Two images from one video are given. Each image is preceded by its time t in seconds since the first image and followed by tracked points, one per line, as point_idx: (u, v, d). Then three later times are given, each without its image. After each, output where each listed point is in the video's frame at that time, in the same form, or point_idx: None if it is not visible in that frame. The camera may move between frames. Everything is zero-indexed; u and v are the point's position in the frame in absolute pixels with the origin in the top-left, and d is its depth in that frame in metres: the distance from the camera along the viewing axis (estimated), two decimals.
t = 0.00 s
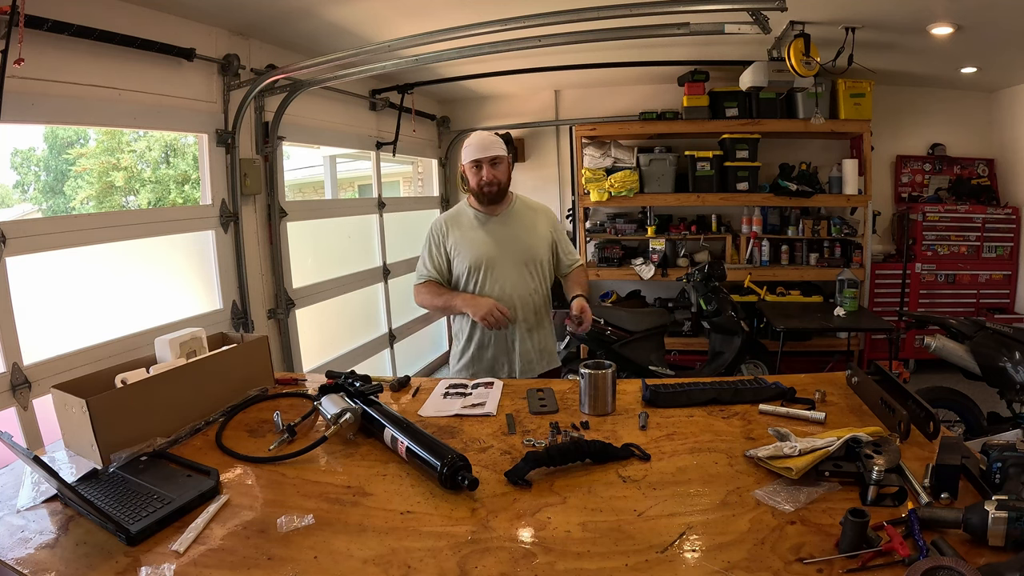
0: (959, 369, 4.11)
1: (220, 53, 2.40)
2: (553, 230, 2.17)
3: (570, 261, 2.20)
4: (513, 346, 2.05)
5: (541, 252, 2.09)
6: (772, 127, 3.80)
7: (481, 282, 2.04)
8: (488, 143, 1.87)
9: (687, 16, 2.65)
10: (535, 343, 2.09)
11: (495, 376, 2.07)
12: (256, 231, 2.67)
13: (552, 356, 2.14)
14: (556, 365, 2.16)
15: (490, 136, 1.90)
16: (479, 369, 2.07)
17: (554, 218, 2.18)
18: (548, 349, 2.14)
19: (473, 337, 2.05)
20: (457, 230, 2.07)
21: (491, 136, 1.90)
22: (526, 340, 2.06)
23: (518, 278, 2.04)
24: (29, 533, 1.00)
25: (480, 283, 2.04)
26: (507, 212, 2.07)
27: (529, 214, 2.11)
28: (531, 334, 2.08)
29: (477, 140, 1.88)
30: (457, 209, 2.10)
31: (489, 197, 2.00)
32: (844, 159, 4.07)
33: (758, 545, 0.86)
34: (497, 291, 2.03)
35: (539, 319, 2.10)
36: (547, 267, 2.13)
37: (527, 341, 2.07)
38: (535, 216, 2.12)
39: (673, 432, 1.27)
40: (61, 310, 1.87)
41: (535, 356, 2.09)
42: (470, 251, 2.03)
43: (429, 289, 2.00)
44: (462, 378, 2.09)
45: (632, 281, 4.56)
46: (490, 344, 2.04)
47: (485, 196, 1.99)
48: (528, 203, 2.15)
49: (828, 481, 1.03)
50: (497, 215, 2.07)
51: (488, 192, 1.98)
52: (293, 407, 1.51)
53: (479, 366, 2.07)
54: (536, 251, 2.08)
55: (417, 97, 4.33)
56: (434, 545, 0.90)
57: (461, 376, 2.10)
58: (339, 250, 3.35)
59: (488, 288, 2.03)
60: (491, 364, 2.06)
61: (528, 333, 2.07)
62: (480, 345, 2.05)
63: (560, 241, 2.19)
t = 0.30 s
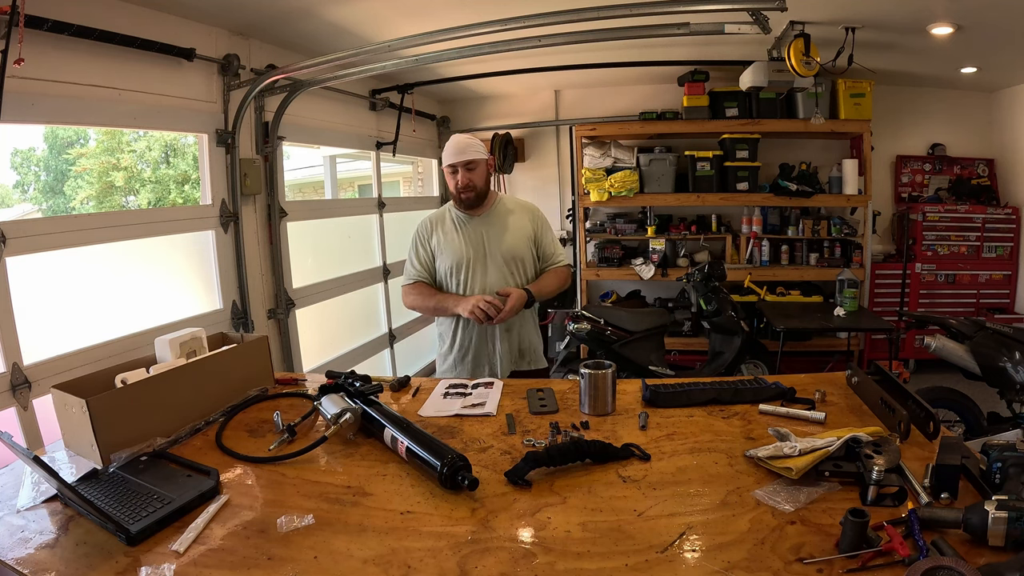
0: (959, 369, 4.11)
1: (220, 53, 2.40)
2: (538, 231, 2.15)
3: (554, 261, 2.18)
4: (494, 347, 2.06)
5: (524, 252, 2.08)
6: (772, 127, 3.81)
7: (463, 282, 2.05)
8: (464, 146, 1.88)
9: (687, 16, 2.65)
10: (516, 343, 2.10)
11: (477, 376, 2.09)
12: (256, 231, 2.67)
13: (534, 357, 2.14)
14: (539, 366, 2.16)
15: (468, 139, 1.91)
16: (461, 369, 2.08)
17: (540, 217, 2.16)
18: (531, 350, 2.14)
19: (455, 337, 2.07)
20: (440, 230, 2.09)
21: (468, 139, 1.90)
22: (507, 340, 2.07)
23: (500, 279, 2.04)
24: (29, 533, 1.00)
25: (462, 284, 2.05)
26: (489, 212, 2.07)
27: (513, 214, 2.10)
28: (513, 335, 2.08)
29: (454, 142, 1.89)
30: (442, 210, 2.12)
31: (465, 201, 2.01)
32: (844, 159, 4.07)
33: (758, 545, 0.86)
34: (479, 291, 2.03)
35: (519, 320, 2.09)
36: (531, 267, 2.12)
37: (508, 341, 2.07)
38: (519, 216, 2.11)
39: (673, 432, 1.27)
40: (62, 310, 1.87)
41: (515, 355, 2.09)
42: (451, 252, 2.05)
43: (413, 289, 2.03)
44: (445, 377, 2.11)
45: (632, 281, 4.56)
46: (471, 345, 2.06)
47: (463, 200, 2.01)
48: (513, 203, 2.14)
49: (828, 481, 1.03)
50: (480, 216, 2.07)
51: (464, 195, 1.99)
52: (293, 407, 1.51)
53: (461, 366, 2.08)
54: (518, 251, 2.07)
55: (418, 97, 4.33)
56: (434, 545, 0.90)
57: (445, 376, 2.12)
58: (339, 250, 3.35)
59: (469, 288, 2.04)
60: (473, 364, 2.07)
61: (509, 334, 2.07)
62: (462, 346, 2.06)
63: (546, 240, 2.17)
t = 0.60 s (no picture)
0: (959, 369, 4.11)
1: (220, 53, 2.40)
2: (535, 231, 2.14)
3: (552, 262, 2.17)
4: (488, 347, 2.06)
5: (519, 252, 2.07)
6: (772, 127, 3.81)
7: (458, 281, 2.06)
8: (461, 147, 1.90)
9: (686, 16, 2.65)
10: (511, 345, 2.08)
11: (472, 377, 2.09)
12: (256, 231, 2.67)
13: (530, 359, 2.12)
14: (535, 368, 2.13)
15: (466, 140, 1.92)
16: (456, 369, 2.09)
17: (537, 217, 2.15)
18: (526, 352, 2.11)
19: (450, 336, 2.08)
20: (436, 230, 2.11)
21: (465, 140, 1.91)
22: (501, 341, 2.05)
23: (494, 278, 2.04)
24: (29, 533, 1.00)
25: (457, 283, 2.06)
26: (486, 213, 2.07)
27: (509, 213, 2.10)
28: (508, 336, 2.07)
29: (451, 142, 1.91)
30: (440, 210, 2.15)
31: (461, 201, 2.02)
32: (844, 159, 4.07)
33: (758, 545, 0.86)
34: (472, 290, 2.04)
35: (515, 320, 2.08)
36: (527, 267, 2.10)
37: (502, 342, 2.06)
38: (515, 216, 2.10)
39: (673, 432, 1.27)
40: (61, 310, 1.87)
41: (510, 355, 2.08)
42: (445, 251, 2.06)
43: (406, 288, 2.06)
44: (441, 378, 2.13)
45: (632, 281, 4.56)
46: (465, 345, 2.06)
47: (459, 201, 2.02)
48: (511, 204, 2.14)
49: (828, 481, 1.03)
50: (476, 215, 2.07)
51: (459, 196, 2.00)
52: (293, 407, 1.51)
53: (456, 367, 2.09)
54: (513, 251, 2.06)
55: (418, 97, 4.33)
56: (434, 545, 0.90)
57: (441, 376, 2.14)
58: (339, 250, 3.35)
59: (463, 287, 2.05)
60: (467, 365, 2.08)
61: (503, 335, 2.05)
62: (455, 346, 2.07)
63: (543, 241, 2.16)
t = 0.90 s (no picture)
0: (959, 369, 4.11)
1: (220, 53, 2.40)
2: (551, 234, 2.15)
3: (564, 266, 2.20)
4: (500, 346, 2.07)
5: (535, 253, 2.08)
6: (772, 127, 3.81)
7: (473, 279, 2.05)
8: (479, 145, 1.91)
9: (686, 16, 2.65)
10: (522, 345, 2.09)
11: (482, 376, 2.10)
12: (256, 231, 2.67)
13: (540, 360, 2.13)
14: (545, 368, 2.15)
15: (484, 138, 1.94)
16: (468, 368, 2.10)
17: (553, 221, 2.17)
18: (536, 353, 2.13)
19: (463, 334, 2.09)
20: (452, 227, 2.10)
21: (483, 138, 1.92)
22: (513, 341, 2.06)
23: (510, 278, 2.03)
24: (29, 533, 1.00)
25: (472, 281, 2.05)
26: (504, 213, 2.07)
27: (526, 214, 2.10)
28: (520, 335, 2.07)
29: (470, 140, 1.92)
30: (456, 207, 2.14)
31: (477, 199, 2.03)
32: (844, 159, 4.07)
33: (758, 546, 0.86)
34: (487, 289, 2.03)
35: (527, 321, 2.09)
36: (541, 268, 2.11)
37: (514, 342, 2.06)
38: (533, 217, 2.11)
39: (673, 432, 1.27)
40: (61, 310, 1.87)
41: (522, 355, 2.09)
42: (462, 248, 2.05)
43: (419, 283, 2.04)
44: (451, 376, 2.14)
45: (632, 281, 4.56)
46: (477, 343, 2.07)
47: (476, 199, 2.03)
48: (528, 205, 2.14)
49: (828, 481, 1.03)
50: (492, 214, 2.07)
51: (476, 193, 2.01)
52: (293, 406, 1.51)
53: (467, 365, 2.10)
54: (529, 252, 2.06)
55: (418, 97, 4.33)
56: (434, 545, 0.90)
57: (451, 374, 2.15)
58: (339, 250, 3.35)
59: (478, 286, 2.04)
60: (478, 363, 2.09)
61: (516, 334, 2.06)
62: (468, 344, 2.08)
63: (558, 244, 2.17)
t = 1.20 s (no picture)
0: (960, 369, 4.11)
1: (220, 53, 2.40)
2: (575, 235, 2.14)
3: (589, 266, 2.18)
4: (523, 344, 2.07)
5: (559, 253, 2.07)
6: (772, 127, 3.81)
7: (497, 278, 2.05)
8: (507, 146, 1.92)
9: (686, 16, 2.65)
10: (544, 344, 2.09)
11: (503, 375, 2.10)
12: (256, 231, 2.67)
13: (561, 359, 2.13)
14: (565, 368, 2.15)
15: (511, 138, 1.94)
16: (489, 365, 2.11)
17: (578, 221, 2.15)
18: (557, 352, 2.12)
19: (486, 333, 2.10)
20: (477, 226, 2.10)
21: (511, 138, 1.93)
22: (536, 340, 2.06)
23: (534, 277, 2.03)
24: (29, 533, 1.00)
25: (496, 280, 2.05)
26: (528, 213, 2.07)
27: (550, 214, 2.10)
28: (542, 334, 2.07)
29: (498, 141, 1.93)
30: (481, 206, 2.13)
31: (505, 200, 2.03)
32: (844, 159, 4.07)
33: (758, 545, 0.86)
34: (511, 288, 2.04)
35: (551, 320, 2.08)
36: (565, 268, 2.11)
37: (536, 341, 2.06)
38: (557, 218, 2.10)
39: (673, 432, 1.27)
40: (61, 310, 1.87)
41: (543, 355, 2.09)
42: (486, 248, 2.05)
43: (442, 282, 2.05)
44: (471, 373, 2.14)
45: (632, 281, 4.56)
46: (500, 342, 2.08)
47: (503, 200, 2.02)
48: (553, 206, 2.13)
49: (827, 481, 1.03)
50: (518, 215, 2.06)
51: (503, 195, 2.00)
52: (293, 407, 1.51)
53: (488, 363, 2.10)
54: (553, 252, 2.06)
55: (417, 97, 4.33)
56: (435, 545, 0.90)
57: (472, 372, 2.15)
58: (339, 250, 3.35)
59: (502, 285, 2.05)
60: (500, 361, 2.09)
61: (539, 334, 2.06)
62: (490, 342, 2.09)
63: (582, 244, 2.16)
